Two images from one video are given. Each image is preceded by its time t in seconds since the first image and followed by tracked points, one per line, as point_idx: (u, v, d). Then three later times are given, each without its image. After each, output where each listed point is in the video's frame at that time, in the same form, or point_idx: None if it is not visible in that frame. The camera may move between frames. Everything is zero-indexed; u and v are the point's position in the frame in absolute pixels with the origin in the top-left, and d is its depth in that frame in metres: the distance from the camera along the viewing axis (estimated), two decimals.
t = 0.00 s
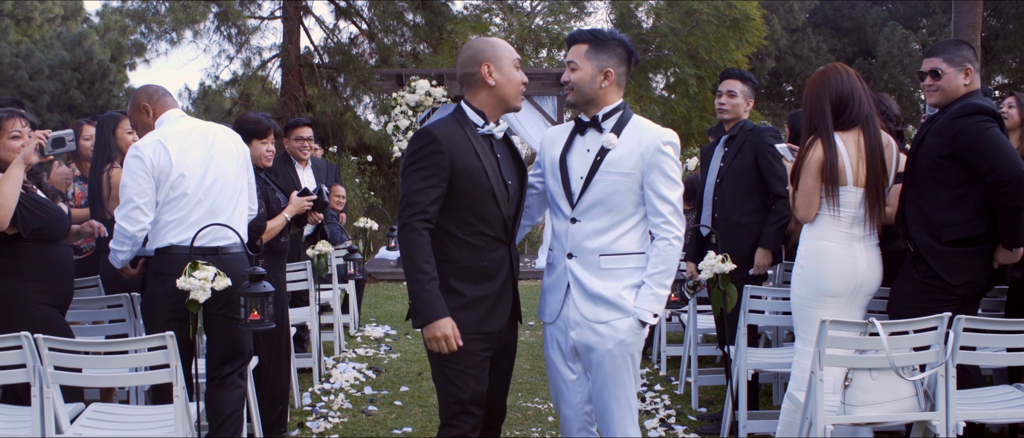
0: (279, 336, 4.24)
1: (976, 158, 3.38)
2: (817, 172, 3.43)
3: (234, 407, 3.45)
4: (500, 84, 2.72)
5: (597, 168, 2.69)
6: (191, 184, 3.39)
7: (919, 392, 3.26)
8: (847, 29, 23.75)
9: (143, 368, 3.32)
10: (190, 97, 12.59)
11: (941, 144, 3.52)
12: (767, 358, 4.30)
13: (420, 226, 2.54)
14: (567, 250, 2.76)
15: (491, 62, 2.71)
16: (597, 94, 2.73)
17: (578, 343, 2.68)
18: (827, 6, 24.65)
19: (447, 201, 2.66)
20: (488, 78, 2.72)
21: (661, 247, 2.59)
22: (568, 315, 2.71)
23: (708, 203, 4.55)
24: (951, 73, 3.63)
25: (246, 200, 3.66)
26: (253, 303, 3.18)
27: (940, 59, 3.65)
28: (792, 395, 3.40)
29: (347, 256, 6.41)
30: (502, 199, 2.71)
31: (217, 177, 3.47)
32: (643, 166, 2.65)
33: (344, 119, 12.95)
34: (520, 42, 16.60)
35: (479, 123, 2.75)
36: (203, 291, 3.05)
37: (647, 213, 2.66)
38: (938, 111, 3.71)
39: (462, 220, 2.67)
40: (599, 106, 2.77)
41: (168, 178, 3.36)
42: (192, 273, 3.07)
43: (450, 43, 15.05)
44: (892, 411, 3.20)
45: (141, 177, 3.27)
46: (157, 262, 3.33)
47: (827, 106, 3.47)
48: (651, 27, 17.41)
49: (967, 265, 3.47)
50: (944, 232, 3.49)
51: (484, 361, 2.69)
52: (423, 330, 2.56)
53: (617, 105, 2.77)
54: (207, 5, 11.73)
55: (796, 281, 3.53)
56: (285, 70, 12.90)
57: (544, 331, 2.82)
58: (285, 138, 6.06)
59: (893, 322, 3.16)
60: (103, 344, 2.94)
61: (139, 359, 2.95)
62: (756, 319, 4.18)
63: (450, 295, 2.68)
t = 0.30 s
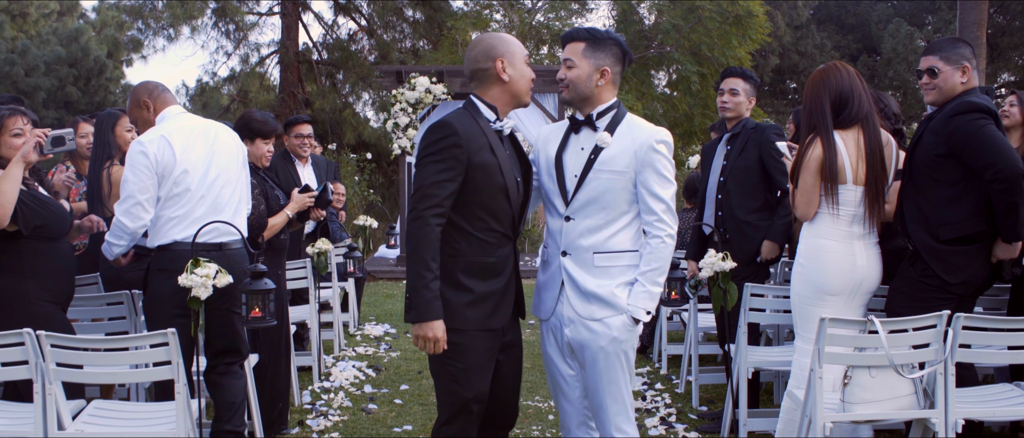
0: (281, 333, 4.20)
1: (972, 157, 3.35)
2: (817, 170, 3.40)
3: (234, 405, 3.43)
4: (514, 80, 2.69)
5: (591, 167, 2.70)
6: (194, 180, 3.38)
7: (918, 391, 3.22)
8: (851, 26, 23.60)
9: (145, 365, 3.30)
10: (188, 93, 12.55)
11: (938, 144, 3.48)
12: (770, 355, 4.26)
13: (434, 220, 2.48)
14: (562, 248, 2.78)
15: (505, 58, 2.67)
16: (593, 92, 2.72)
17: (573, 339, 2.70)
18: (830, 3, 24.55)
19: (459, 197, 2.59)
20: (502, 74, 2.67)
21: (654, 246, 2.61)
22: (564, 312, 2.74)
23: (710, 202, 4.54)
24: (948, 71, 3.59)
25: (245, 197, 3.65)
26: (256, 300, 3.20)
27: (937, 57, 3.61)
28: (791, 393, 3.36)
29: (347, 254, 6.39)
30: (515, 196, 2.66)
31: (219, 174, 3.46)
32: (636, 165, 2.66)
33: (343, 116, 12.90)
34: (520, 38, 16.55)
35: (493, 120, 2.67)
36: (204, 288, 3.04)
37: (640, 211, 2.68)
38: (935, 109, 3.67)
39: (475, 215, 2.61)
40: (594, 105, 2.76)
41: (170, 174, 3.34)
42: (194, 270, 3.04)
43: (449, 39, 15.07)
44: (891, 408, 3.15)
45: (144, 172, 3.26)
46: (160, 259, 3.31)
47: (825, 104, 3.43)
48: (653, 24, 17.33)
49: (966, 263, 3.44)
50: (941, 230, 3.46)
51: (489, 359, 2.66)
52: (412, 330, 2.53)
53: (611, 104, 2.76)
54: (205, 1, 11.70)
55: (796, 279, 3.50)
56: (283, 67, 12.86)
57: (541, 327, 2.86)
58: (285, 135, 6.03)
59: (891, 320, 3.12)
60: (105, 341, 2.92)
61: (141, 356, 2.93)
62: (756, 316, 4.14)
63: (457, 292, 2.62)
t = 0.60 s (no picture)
0: (282, 330, 4.18)
1: (968, 154, 3.32)
2: (817, 167, 3.36)
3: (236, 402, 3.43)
4: (527, 77, 2.65)
5: (587, 164, 2.69)
6: (202, 177, 3.42)
7: (918, 387, 3.20)
8: (856, 21, 23.40)
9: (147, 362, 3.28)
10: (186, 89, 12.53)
11: (935, 142, 3.45)
12: (771, 353, 4.24)
13: (447, 214, 2.44)
14: (558, 245, 2.76)
15: (519, 55, 2.63)
16: (591, 89, 2.70)
17: (569, 336, 2.69)
18: None
19: (470, 192, 2.55)
20: (516, 71, 2.64)
21: (649, 243, 2.61)
22: (559, 309, 2.73)
23: (713, 198, 4.52)
24: (944, 70, 3.56)
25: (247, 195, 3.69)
26: (259, 296, 3.23)
27: (934, 56, 3.58)
28: (791, 390, 3.34)
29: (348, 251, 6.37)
30: (525, 194, 2.63)
31: (224, 171, 3.51)
32: (632, 162, 2.66)
33: (342, 112, 12.86)
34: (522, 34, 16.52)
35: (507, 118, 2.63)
36: (208, 285, 3.06)
37: (636, 208, 2.68)
38: (932, 109, 3.64)
39: (486, 211, 2.57)
40: (590, 102, 2.74)
41: (179, 171, 3.37)
42: (197, 268, 3.07)
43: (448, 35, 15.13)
44: (892, 406, 3.14)
45: (153, 166, 3.28)
46: (167, 255, 3.36)
47: (827, 100, 3.39)
48: (655, 20, 17.26)
49: (965, 262, 3.41)
50: (939, 228, 3.42)
51: (497, 357, 2.62)
52: (414, 323, 2.47)
53: (607, 101, 2.75)
54: None
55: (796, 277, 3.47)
56: (282, 63, 12.81)
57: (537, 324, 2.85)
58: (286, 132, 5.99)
59: (892, 316, 3.08)
60: (107, 337, 2.90)
61: (144, 352, 2.91)
62: (757, 314, 4.13)
63: (465, 287, 2.59)
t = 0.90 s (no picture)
0: (284, 328, 4.15)
1: (967, 153, 3.28)
2: (818, 166, 3.32)
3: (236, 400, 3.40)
4: (537, 76, 2.63)
5: (586, 162, 2.66)
6: (215, 175, 3.44)
7: (920, 385, 3.16)
8: (861, 17, 23.25)
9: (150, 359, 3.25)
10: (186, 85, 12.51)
11: (935, 142, 3.41)
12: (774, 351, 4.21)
13: (462, 210, 2.40)
14: (555, 242, 2.73)
15: (528, 54, 2.61)
16: (588, 87, 2.68)
17: (566, 332, 2.66)
18: None
19: (483, 188, 2.50)
20: (525, 70, 2.61)
21: (647, 240, 2.60)
22: (557, 306, 2.69)
23: (716, 196, 4.49)
24: (942, 70, 3.52)
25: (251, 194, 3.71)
26: (262, 293, 3.24)
27: (931, 56, 3.54)
28: (794, 387, 3.30)
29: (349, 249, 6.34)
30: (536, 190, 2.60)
31: (234, 170, 3.54)
32: (630, 160, 2.65)
33: (343, 109, 12.83)
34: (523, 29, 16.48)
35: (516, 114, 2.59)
36: (211, 282, 3.08)
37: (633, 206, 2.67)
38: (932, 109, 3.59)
39: (498, 209, 2.52)
40: (587, 100, 2.72)
41: (194, 168, 3.37)
42: (200, 265, 3.10)
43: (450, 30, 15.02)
44: (892, 403, 3.10)
45: (165, 162, 3.26)
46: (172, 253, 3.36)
47: (829, 99, 3.35)
48: (658, 16, 17.20)
49: (965, 261, 3.37)
50: (938, 226, 3.38)
51: (507, 354, 2.58)
52: (430, 317, 2.43)
53: (603, 100, 2.72)
54: None
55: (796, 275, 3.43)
56: (282, 59, 12.78)
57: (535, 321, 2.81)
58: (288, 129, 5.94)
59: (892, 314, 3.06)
60: (109, 333, 2.88)
61: (148, 349, 2.89)
62: (759, 312, 4.10)
63: (478, 284, 2.53)
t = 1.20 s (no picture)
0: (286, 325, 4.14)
1: (965, 152, 3.24)
2: (818, 164, 3.28)
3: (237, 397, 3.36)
4: (545, 76, 2.57)
5: (584, 160, 2.63)
6: (230, 174, 3.44)
7: (920, 382, 3.12)
8: (866, 14, 23.15)
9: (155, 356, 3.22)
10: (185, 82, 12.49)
11: (934, 141, 3.37)
12: (776, 350, 4.17)
13: (478, 208, 2.36)
14: (552, 240, 2.70)
15: (535, 55, 2.55)
16: (588, 87, 2.67)
17: (563, 329, 2.63)
18: None
19: (497, 186, 2.46)
20: (534, 70, 2.55)
21: (643, 239, 2.58)
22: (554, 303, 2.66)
23: (719, 192, 4.46)
24: (941, 68, 3.48)
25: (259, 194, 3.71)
26: (265, 290, 3.21)
27: (931, 55, 3.50)
28: (796, 384, 3.25)
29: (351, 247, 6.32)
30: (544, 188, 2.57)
31: (246, 170, 3.54)
32: (628, 159, 2.63)
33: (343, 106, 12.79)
34: (525, 26, 16.49)
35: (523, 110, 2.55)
36: (216, 280, 3.05)
37: (631, 204, 2.64)
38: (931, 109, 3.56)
39: (510, 204, 2.49)
40: (586, 99, 2.70)
41: (213, 167, 3.36)
42: (205, 262, 3.06)
43: (452, 27, 15.00)
44: (894, 401, 3.06)
45: (184, 159, 3.24)
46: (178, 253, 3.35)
47: (830, 98, 3.31)
48: (661, 13, 17.14)
49: (965, 260, 3.33)
50: (938, 225, 3.35)
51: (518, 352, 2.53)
52: (452, 315, 2.38)
53: (602, 99, 2.70)
54: None
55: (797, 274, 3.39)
56: (282, 55, 12.74)
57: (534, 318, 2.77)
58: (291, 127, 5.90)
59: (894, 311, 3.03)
60: (113, 331, 2.85)
61: (152, 347, 2.86)
62: (762, 310, 4.06)
63: (490, 282, 2.47)
